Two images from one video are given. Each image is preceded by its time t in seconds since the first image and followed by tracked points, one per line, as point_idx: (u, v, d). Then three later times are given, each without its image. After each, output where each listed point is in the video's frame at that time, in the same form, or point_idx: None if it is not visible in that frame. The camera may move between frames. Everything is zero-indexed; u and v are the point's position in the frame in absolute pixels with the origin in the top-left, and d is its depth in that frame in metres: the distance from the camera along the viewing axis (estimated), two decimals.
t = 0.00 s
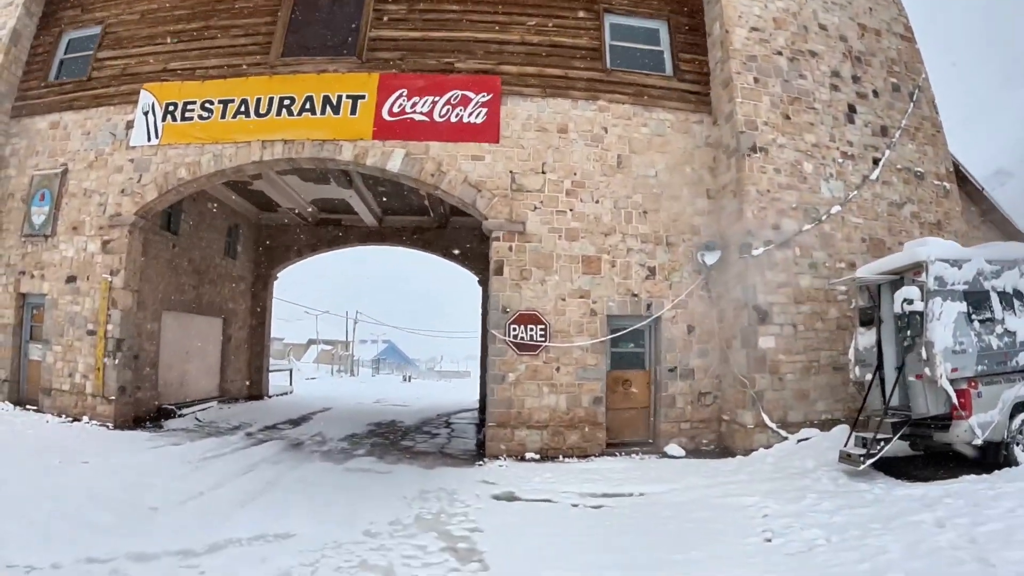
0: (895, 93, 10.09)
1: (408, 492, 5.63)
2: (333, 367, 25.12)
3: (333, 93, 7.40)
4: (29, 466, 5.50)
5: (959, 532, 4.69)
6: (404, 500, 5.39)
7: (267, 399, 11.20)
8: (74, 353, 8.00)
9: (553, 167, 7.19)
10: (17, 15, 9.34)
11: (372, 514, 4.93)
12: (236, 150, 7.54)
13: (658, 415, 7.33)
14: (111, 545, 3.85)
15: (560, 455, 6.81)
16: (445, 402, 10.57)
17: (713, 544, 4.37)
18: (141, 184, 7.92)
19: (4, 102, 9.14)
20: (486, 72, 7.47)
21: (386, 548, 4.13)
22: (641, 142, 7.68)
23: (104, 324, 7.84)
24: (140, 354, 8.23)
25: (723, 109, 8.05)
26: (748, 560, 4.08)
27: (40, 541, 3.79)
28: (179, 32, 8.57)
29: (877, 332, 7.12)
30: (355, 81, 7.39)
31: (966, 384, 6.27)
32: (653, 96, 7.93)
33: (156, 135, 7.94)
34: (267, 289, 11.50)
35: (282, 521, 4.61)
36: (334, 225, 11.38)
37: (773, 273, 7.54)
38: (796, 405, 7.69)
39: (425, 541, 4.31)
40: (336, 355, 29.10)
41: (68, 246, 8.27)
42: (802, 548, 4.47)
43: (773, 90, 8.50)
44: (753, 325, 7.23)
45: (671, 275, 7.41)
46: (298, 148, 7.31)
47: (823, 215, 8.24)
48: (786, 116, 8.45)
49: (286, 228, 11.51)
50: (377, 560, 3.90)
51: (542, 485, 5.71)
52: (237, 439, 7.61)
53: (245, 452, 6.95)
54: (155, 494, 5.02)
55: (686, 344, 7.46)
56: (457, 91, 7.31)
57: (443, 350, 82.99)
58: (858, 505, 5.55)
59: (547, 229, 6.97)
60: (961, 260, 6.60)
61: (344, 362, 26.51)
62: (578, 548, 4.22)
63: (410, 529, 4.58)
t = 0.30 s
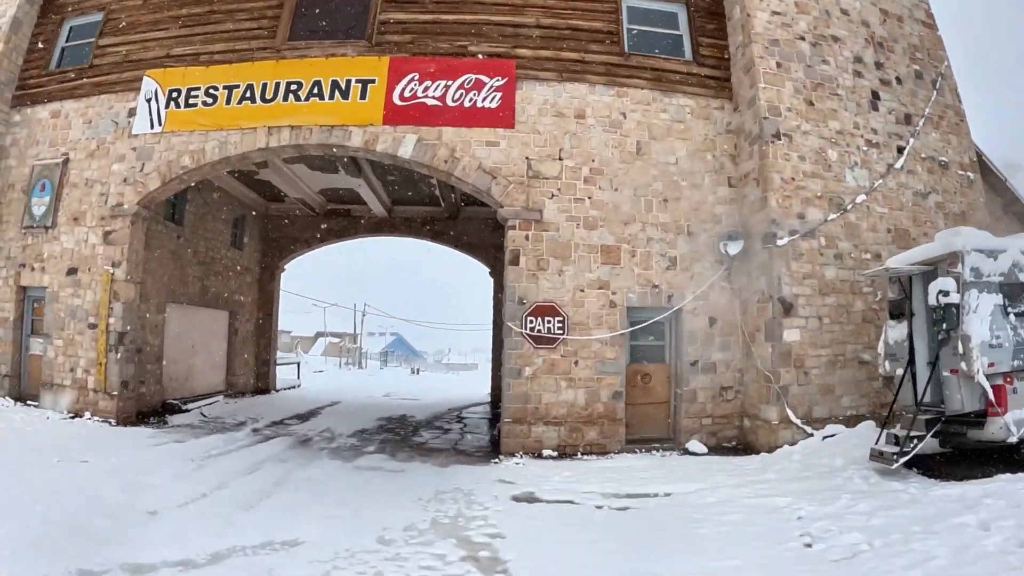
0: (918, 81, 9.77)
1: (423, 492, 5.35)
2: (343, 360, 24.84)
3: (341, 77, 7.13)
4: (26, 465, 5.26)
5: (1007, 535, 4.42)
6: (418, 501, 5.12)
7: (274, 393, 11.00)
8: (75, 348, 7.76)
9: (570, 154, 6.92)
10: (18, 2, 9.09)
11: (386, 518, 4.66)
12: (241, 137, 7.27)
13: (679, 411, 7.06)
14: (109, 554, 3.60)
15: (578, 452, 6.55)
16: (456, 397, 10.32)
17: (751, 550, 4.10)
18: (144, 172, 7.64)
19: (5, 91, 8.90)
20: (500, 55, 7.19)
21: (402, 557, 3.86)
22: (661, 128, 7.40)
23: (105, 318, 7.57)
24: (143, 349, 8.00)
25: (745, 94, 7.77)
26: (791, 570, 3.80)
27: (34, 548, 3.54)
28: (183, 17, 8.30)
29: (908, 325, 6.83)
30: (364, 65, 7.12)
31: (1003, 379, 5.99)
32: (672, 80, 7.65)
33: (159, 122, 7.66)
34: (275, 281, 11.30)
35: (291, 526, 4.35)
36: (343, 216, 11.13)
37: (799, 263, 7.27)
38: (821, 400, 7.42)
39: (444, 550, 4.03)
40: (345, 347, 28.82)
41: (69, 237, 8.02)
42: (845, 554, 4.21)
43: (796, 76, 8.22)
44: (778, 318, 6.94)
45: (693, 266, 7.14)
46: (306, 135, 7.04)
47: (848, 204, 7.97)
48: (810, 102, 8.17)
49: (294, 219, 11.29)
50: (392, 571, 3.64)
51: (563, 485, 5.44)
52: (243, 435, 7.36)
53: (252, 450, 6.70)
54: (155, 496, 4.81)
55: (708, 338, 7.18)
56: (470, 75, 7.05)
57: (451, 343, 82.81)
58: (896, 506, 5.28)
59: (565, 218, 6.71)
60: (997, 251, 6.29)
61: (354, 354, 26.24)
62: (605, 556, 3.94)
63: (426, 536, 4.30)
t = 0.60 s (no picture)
0: (944, 68, 9.48)
1: (442, 491, 5.06)
2: (350, 353, 24.62)
3: (353, 59, 6.85)
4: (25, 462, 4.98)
5: None
6: (437, 501, 4.81)
7: (283, 386, 10.78)
8: (78, 340, 7.52)
9: (591, 138, 6.66)
10: None
11: (404, 518, 4.39)
12: (250, 121, 6.99)
13: (704, 405, 6.81)
14: (112, 560, 3.33)
15: (600, 447, 6.30)
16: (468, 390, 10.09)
17: (799, 555, 3.82)
18: (149, 159, 7.36)
19: (7, 78, 8.66)
20: (518, 37, 6.92)
21: (425, 565, 3.55)
22: (684, 112, 7.14)
23: (109, 308, 7.32)
24: (147, 341, 7.75)
25: (770, 79, 7.50)
26: None
27: (33, 550, 3.28)
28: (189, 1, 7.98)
29: (943, 316, 6.56)
30: (377, 47, 6.85)
31: None
32: (695, 64, 7.39)
33: (164, 107, 7.37)
34: (284, 272, 11.08)
35: (306, 526, 4.09)
36: (353, 205, 10.89)
37: (827, 252, 7.02)
38: (850, 394, 7.16)
39: (470, 556, 3.72)
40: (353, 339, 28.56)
41: (72, 227, 7.76)
42: (896, 557, 3.95)
43: (822, 60, 7.94)
44: (807, 309, 6.67)
45: (718, 255, 6.88)
46: (316, 118, 6.77)
47: (876, 192, 7.70)
48: (836, 87, 7.90)
49: (304, 209, 11.06)
50: None
51: (589, 483, 5.18)
52: (251, 430, 7.12)
53: (261, 445, 6.45)
54: (158, 495, 4.45)
55: (734, 329, 6.92)
56: (487, 57, 6.78)
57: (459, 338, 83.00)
58: (938, 505, 5.01)
59: (586, 204, 6.45)
60: None
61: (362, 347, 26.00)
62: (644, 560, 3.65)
63: (448, 540, 3.99)
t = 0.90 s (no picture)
0: (965, 57, 9.22)
1: (458, 492, 4.81)
2: (357, 348, 24.43)
3: (361, 43, 6.59)
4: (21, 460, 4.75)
5: None
6: (452, 503, 4.56)
7: (289, 380, 10.59)
8: (78, 334, 7.32)
9: (609, 125, 6.44)
10: None
11: (418, 521, 4.13)
12: (255, 108, 6.75)
13: (724, 401, 6.59)
14: (109, 569, 3.10)
15: (617, 445, 6.09)
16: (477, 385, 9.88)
17: (842, 562, 3.57)
18: (151, 147, 7.13)
19: (7, 66, 8.43)
20: (533, 20, 6.64)
21: None
22: (704, 100, 6.91)
23: (110, 301, 7.10)
24: (149, 335, 7.53)
25: (792, 65, 7.26)
26: None
27: (18, 560, 3.04)
28: None
29: (974, 311, 6.31)
30: (387, 30, 6.60)
31: None
32: (714, 50, 7.16)
33: (168, 94, 7.12)
34: (290, 265, 10.88)
35: (315, 530, 3.85)
36: (361, 196, 10.69)
37: (851, 244, 6.79)
38: (874, 390, 6.93)
39: (491, 566, 3.45)
40: (360, 334, 28.38)
41: (73, 217, 7.54)
42: (942, 563, 3.72)
43: (844, 47, 7.70)
44: (831, 302, 6.44)
45: (739, 246, 6.65)
46: (324, 104, 6.53)
47: (900, 182, 7.47)
48: (859, 75, 7.66)
49: (311, 200, 10.86)
50: None
51: (610, 483, 4.95)
52: (256, 426, 6.91)
53: (267, 441, 6.24)
54: (157, 497, 4.19)
55: (755, 323, 6.69)
56: (502, 42, 6.52)
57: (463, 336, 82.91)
58: (977, 505, 4.78)
59: (604, 192, 6.23)
60: None
61: (369, 341, 25.84)
62: (676, 567, 3.42)
63: (467, 547, 3.71)
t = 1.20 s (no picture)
0: (988, 48, 8.96)
1: (474, 498, 4.55)
2: (363, 346, 24.27)
3: (370, 29, 6.34)
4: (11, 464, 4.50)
5: None
6: (467, 511, 4.29)
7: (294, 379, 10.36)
8: (76, 331, 7.08)
9: (627, 114, 6.19)
10: None
11: (433, 531, 3.86)
12: (259, 96, 6.50)
13: (746, 401, 6.35)
14: None
15: (637, 447, 5.84)
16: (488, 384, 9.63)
17: None
18: (152, 137, 6.90)
19: (6, 56, 8.17)
20: (548, 5, 6.39)
21: None
22: (725, 89, 6.67)
23: (109, 296, 6.87)
24: (150, 332, 7.29)
25: (814, 54, 7.00)
26: None
27: None
28: None
29: (1007, 307, 6.03)
30: (396, 16, 6.35)
31: None
32: (734, 38, 6.91)
33: (169, 83, 6.89)
34: (296, 261, 10.65)
35: (324, 540, 3.60)
36: (368, 190, 10.45)
37: (878, 238, 6.56)
38: (901, 389, 6.68)
39: None
40: (366, 331, 28.18)
41: (71, 211, 7.31)
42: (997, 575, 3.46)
43: (867, 36, 7.46)
44: (858, 298, 6.19)
45: (762, 241, 6.41)
46: (331, 92, 6.29)
47: (926, 175, 7.23)
48: (883, 65, 7.42)
49: (317, 195, 10.64)
50: None
51: (633, 488, 4.71)
52: (260, 427, 6.66)
53: (272, 443, 5.99)
54: (152, 504, 3.93)
55: (778, 320, 6.45)
56: (515, 28, 6.27)
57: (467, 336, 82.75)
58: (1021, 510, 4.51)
59: (623, 183, 5.99)
60: None
61: (376, 340, 25.60)
62: None
63: (488, 562, 3.43)
